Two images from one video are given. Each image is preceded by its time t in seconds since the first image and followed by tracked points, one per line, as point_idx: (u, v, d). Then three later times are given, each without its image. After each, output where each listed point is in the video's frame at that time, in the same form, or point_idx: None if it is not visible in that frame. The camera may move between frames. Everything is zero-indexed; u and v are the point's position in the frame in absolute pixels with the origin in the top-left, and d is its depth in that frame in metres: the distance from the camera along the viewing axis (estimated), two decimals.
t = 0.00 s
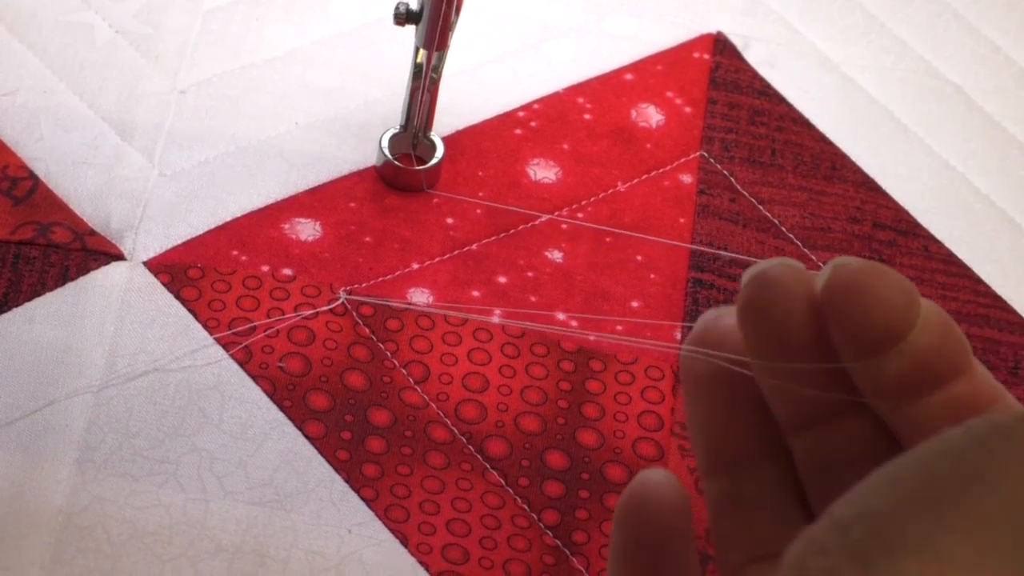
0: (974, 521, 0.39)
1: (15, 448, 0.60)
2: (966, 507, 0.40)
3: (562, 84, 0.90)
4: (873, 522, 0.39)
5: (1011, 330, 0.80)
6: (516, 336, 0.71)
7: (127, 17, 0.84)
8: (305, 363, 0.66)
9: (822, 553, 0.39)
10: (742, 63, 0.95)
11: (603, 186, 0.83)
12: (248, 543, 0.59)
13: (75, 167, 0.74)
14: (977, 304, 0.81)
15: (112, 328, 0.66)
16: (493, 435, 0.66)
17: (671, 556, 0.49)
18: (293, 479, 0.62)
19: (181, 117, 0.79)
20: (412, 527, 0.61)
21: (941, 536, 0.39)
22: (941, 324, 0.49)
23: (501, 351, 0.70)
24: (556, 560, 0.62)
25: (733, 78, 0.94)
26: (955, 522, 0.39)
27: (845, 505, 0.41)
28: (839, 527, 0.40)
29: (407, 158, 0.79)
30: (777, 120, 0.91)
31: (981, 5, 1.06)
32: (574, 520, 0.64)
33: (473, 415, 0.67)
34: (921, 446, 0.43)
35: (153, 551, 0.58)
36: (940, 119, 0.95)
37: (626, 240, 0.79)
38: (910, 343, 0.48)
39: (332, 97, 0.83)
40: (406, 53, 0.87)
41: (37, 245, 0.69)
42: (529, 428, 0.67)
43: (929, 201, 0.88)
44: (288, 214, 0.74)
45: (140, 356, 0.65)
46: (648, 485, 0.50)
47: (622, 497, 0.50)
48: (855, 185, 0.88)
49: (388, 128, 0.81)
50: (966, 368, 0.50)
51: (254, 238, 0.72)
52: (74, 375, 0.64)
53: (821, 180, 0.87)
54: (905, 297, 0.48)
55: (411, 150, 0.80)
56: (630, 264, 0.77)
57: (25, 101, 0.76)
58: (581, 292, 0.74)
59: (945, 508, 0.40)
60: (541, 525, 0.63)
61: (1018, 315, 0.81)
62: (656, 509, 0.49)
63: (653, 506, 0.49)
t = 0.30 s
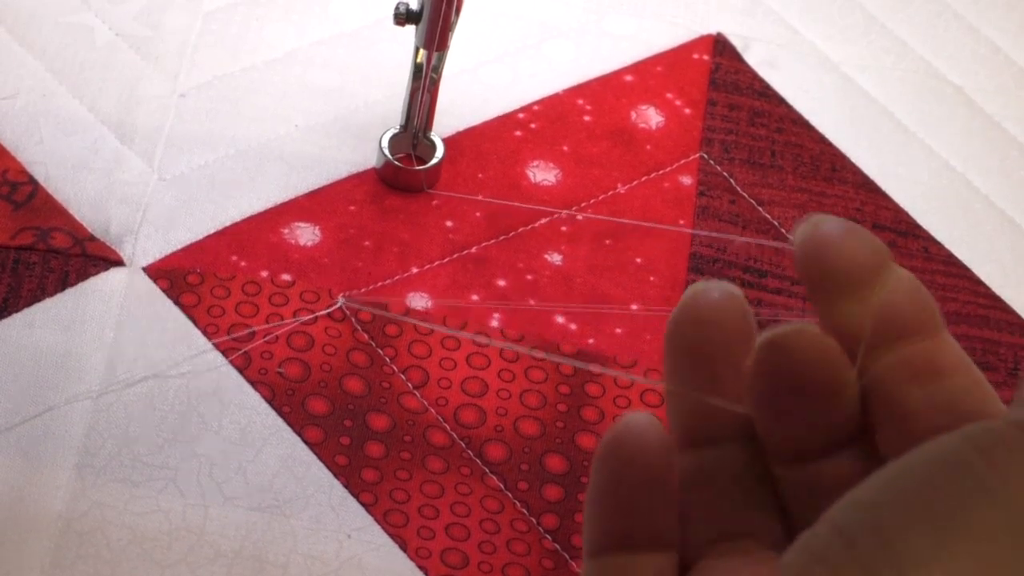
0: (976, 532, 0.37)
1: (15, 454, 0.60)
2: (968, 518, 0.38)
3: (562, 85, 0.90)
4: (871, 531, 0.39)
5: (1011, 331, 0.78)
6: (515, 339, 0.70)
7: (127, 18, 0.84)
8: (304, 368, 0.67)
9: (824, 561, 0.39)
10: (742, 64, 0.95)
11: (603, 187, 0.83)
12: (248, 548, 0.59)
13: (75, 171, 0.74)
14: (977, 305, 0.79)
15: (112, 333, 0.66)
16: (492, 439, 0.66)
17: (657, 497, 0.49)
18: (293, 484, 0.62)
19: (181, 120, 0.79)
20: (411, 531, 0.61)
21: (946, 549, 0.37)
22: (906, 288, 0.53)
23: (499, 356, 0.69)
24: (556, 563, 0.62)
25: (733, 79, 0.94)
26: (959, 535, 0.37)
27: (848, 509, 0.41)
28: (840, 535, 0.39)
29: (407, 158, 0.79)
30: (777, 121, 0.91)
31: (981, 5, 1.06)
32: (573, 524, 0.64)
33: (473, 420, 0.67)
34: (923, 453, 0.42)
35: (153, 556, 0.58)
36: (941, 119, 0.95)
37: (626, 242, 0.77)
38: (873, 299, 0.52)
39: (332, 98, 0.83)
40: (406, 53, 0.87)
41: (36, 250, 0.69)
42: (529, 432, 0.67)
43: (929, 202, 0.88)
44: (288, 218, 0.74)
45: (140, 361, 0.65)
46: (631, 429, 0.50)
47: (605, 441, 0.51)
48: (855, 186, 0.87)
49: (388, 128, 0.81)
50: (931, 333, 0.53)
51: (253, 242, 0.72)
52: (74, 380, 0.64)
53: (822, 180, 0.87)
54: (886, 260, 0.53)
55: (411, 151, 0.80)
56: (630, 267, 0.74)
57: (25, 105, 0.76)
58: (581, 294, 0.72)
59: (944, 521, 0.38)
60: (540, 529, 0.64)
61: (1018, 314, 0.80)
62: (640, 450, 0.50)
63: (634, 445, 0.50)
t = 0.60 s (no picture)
0: (932, 516, 0.40)
1: (15, 456, 0.60)
2: (922, 502, 0.40)
3: (562, 88, 0.90)
4: (832, 525, 0.40)
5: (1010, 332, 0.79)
6: (515, 342, 0.71)
7: (127, 22, 0.84)
8: (304, 371, 0.67)
9: (786, 551, 0.40)
10: (742, 66, 0.96)
11: (603, 190, 0.83)
12: (247, 551, 0.59)
13: (74, 175, 0.74)
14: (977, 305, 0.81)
15: (111, 336, 0.66)
16: (491, 442, 0.66)
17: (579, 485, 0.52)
18: (292, 487, 0.62)
19: (181, 123, 0.79)
20: (411, 533, 0.61)
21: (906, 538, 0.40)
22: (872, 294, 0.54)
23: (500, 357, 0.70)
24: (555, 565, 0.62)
25: (732, 81, 0.94)
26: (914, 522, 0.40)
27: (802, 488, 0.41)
28: (797, 524, 0.40)
29: (407, 158, 0.79)
30: (777, 123, 0.91)
31: (980, 6, 1.06)
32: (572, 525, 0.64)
33: (472, 423, 0.67)
34: (862, 425, 0.43)
35: (153, 559, 0.58)
36: (941, 120, 0.95)
37: (625, 245, 0.79)
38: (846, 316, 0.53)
39: (332, 102, 0.83)
40: (406, 56, 0.87)
41: (36, 254, 0.69)
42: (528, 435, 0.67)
43: (928, 204, 0.88)
44: (287, 222, 0.74)
45: (139, 364, 0.66)
46: (559, 412, 0.51)
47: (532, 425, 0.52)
48: (855, 188, 0.88)
49: (388, 130, 0.81)
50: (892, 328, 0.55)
51: (253, 246, 0.73)
52: (74, 383, 0.64)
53: (821, 183, 0.87)
54: (852, 265, 0.52)
55: (411, 152, 0.80)
56: (628, 268, 0.77)
57: (25, 109, 0.76)
58: (580, 296, 0.74)
59: (901, 507, 0.40)
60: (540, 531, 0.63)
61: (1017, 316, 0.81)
62: (568, 436, 0.51)
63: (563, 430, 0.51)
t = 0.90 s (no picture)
0: (949, 522, 0.41)
1: (15, 456, 0.60)
2: (938, 508, 0.41)
3: (562, 88, 0.90)
4: (849, 533, 0.41)
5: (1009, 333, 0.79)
6: (514, 342, 0.71)
7: (127, 23, 0.84)
8: (304, 371, 0.67)
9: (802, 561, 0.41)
10: (741, 66, 0.96)
11: (603, 190, 0.83)
12: (248, 550, 0.59)
13: (74, 175, 0.74)
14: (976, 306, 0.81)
15: (111, 336, 0.66)
16: (491, 442, 0.66)
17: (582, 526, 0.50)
18: (292, 487, 0.62)
19: (181, 124, 0.79)
20: (411, 533, 0.61)
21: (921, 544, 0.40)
22: (886, 296, 0.55)
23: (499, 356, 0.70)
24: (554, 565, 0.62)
25: (732, 81, 0.94)
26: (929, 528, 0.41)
27: (819, 499, 0.43)
28: (815, 535, 0.42)
29: (407, 158, 0.79)
30: (777, 123, 0.91)
31: (980, 7, 1.06)
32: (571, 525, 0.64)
33: (472, 422, 0.67)
34: (886, 437, 0.44)
35: (153, 559, 0.58)
36: (941, 121, 0.95)
37: (625, 245, 0.79)
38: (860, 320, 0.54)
39: (332, 103, 0.83)
40: (406, 57, 0.87)
41: (36, 254, 0.69)
42: (528, 435, 0.67)
43: (928, 204, 0.88)
44: (287, 222, 0.74)
45: (139, 364, 0.66)
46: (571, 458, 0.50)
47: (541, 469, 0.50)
48: (855, 188, 0.88)
49: (388, 130, 0.81)
50: (910, 328, 0.56)
51: (253, 246, 0.73)
52: (74, 383, 0.64)
53: (821, 183, 0.87)
54: (863, 266, 0.53)
55: (411, 152, 0.80)
56: (629, 268, 0.78)
57: (25, 109, 0.76)
58: (581, 297, 0.75)
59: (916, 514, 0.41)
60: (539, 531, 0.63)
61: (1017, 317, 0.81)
62: (571, 475, 0.50)
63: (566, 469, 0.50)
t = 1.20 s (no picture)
0: (952, 521, 0.40)
1: (15, 452, 0.60)
2: (941, 509, 0.40)
3: (562, 87, 0.90)
4: (852, 531, 0.40)
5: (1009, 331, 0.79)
6: (515, 338, 0.71)
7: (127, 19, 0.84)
8: (304, 367, 0.67)
9: (804, 559, 0.40)
10: (742, 65, 0.95)
11: (603, 187, 0.83)
12: (248, 547, 0.59)
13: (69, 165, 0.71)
14: (976, 305, 0.81)
15: (112, 332, 0.67)
16: (492, 438, 0.66)
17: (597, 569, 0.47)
18: (293, 483, 0.62)
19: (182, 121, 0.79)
20: (411, 530, 0.61)
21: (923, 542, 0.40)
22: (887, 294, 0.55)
23: (500, 353, 0.70)
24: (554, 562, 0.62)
25: (732, 79, 0.94)
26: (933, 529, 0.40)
27: (825, 496, 0.42)
28: (819, 533, 0.41)
29: (407, 158, 0.79)
30: (778, 121, 0.91)
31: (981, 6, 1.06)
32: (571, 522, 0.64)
33: (473, 419, 0.67)
34: (892, 437, 0.43)
35: (153, 556, 0.57)
36: (941, 120, 0.95)
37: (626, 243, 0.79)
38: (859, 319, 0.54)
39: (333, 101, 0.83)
40: (405, 57, 0.88)
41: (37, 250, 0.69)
42: (529, 432, 0.67)
43: (929, 203, 0.88)
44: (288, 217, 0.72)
45: (139, 360, 0.66)
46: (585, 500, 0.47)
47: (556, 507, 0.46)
48: (856, 187, 0.88)
49: (387, 129, 0.81)
50: (912, 326, 0.56)
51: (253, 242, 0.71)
52: (74, 379, 0.64)
53: (821, 181, 0.87)
54: (862, 266, 0.53)
55: (411, 151, 0.80)
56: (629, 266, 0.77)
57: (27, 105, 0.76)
58: (581, 293, 0.74)
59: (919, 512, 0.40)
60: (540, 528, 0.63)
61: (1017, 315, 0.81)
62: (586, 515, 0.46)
63: (580, 510, 0.46)
